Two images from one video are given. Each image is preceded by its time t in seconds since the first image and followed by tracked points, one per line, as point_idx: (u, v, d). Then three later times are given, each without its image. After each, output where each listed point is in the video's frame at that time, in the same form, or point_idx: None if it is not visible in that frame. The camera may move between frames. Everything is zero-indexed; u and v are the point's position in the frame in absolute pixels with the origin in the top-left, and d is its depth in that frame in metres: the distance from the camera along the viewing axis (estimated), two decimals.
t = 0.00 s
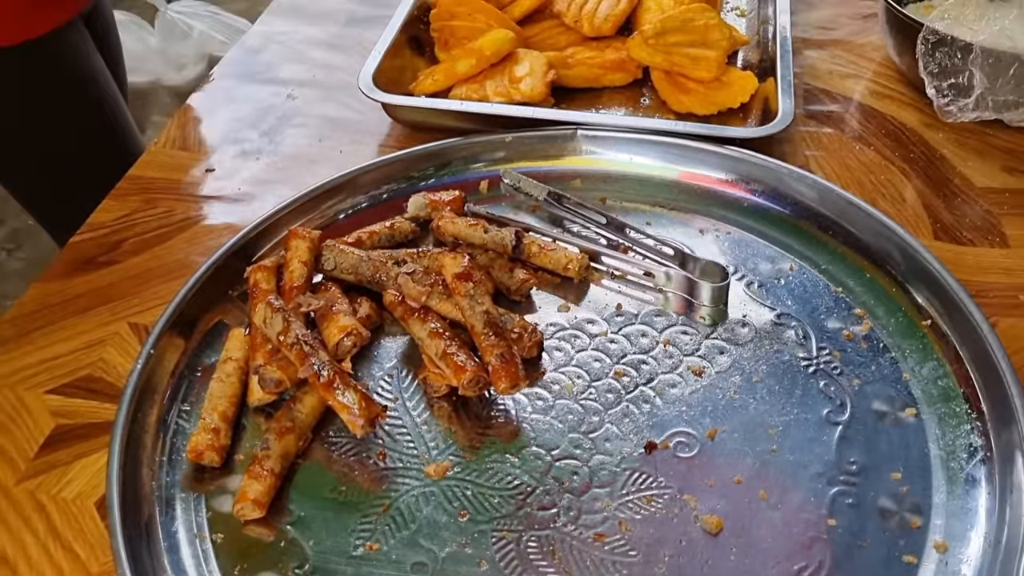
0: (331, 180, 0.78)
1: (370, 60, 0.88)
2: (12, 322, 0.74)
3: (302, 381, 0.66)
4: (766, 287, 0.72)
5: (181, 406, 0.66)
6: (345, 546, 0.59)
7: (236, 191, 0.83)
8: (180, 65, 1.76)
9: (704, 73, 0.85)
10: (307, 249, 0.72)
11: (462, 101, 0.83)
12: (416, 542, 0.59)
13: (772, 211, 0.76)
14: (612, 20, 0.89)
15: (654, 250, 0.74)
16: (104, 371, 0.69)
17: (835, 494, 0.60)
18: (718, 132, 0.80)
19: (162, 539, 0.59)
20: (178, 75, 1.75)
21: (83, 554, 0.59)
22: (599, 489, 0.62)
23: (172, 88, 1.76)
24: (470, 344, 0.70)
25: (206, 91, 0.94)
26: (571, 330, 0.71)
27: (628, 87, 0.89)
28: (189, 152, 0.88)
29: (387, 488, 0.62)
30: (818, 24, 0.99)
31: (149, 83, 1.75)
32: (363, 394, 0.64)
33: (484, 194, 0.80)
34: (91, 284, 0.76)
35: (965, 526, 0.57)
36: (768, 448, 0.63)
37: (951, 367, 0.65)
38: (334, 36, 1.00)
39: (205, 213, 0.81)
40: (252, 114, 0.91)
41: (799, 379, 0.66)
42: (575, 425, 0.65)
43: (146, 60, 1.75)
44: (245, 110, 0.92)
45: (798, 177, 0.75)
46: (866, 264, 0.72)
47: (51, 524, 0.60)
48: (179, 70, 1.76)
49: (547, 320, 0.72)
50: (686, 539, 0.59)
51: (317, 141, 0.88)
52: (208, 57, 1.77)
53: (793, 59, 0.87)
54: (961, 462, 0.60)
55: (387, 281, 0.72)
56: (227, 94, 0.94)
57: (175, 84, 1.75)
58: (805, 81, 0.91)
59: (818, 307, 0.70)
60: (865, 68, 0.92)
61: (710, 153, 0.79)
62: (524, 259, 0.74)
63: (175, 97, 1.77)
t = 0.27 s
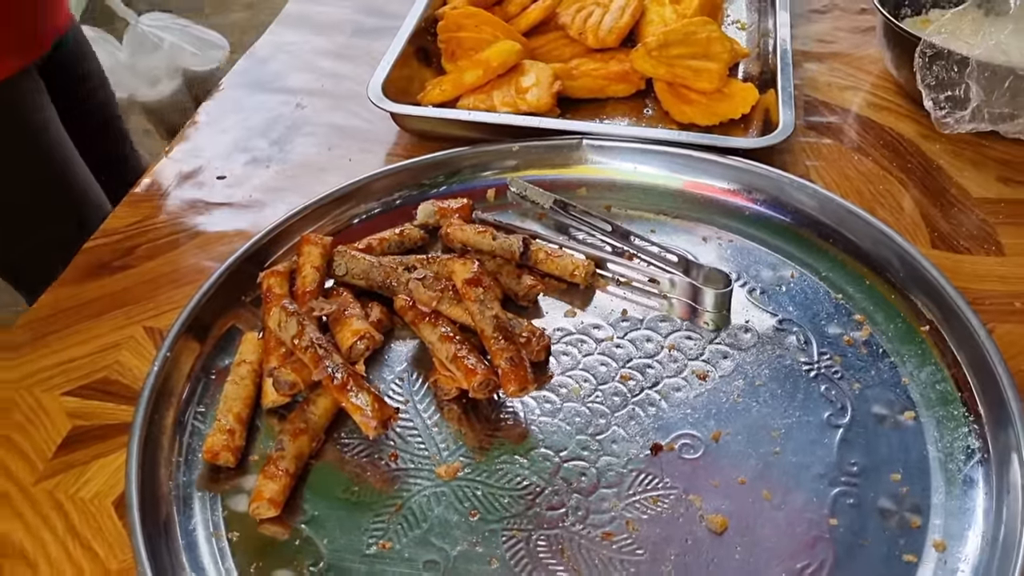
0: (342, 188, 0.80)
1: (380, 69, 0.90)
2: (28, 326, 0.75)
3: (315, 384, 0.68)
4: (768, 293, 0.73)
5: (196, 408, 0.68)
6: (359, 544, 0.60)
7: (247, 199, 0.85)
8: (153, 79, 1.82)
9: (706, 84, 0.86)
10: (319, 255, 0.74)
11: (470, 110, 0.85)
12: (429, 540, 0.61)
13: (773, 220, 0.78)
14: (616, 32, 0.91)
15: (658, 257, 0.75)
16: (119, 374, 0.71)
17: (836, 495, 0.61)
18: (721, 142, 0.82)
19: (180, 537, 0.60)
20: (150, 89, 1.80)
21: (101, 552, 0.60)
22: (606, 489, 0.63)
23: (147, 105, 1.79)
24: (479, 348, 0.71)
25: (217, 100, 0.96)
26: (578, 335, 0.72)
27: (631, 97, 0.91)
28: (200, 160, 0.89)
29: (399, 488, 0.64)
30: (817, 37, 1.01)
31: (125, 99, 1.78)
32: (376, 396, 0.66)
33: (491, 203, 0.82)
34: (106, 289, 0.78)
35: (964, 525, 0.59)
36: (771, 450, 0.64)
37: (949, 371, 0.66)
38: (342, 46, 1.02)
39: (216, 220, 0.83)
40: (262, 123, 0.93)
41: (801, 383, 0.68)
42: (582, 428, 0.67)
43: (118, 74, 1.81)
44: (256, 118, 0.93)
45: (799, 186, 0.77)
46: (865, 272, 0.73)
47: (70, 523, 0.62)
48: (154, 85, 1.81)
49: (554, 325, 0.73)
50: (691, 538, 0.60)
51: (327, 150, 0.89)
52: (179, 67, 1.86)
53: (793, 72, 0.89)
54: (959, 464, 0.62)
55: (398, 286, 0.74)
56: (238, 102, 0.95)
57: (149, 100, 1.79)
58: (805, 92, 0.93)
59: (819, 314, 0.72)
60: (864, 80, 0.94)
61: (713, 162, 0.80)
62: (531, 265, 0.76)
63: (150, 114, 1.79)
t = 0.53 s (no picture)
0: (307, 210, 0.80)
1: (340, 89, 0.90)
2: None
3: (289, 410, 0.67)
4: (732, 299, 0.74)
5: (169, 438, 0.68)
6: (338, 567, 0.60)
7: (213, 224, 0.84)
8: (74, 108, 1.71)
9: (664, 92, 0.87)
10: (287, 279, 0.74)
11: (432, 127, 0.86)
12: (407, 561, 0.61)
13: (735, 225, 0.79)
14: (573, 44, 0.92)
15: (623, 267, 0.76)
16: (90, 407, 0.70)
17: (806, 496, 0.63)
18: (681, 150, 0.83)
19: (158, 569, 0.60)
20: (72, 117, 1.70)
21: None
22: (581, 501, 0.64)
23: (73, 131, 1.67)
24: (450, 366, 0.72)
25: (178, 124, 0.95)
26: (547, 348, 0.73)
27: (591, 108, 0.92)
28: (163, 186, 0.89)
29: (376, 509, 0.64)
30: (771, 42, 1.02)
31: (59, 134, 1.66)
32: (350, 418, 0.66)
33: (456, 219, 0.82)
34: (73, 321, 0.77)
35: (931, 521, 0.60)
36: (741, 454, 0.65)
37: (911, 369, 0.68)
38: (302, 66, 1.02)
39: (183, 247, 0.82)
40: (224, 146, 0.93)
41: (768, 387, 0.69)
42: (555, 441, 0.67)
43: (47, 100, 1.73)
44: (218, 142, 0.93)
45: (759, 192, 0.78)
46: (826, 274, 0.75)
47: (45, 560, 0.61)
48: (76, 113, 1.71)
49: (523, 339, 0.74)
50: (667, 546, 0.61)
51: (290, 172, 0.89)
52: (100, 91, 1.76)
53: (749, 77, 0.90)
54: (925, 460, 0.63)
55: (367, 307, 0.74)
56: (199, 127, 0.95)
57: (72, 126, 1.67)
58: (761, 97, 0.95)
59: (783, 317, 0.73)
60: (819, 83, 0.96)
61: (674, 171, 0.81)
62: (498, 281, 0.76)
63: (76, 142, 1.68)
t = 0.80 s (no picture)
0: (192, 244, 0.78)
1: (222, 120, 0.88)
2: None
3: (178, 450, 0.65)
4: (619, 314, 0.76)
5: (53, 487, 0.65)
6: None
7: (93, 262, 0.82)
8: None
9: (547, 113, 0.89)
10: (173, 315, 0.72)
11: (317, 156, 0.85)
12: None
13: (619, 242, 0.81)
14: (455, 68, 0.93)
15: (512, 287, 0.78)
16: None
17: (696, 503, 0.64)
18: (564, 170, 0.85)
19: None
20: None
21: None
22: (479, 522, 0.64)
23: None
24: (344, 396, 0.71)
25: (53, 160, 0.92)
26: (440, 372, 0.73)
27: (476, 131, 0.93)
28: (39, 225, 0.85)
29: (272, 545, 0.63)
30: (649, 60, 1.06)
31: None
32: (242, 455, 0.64)
33: (345, 246, 0.82)
34: None
35: (812, 518, 0.63)
36: (633, 466, 0.67)
37: (789, 374, 0.71)
38: (182, 97, 1.00)
39: (62, 287, 0.79)
40: (103, 182, 0.90)
41: (657, 399, 0.71)
42: (451, 464, 0.68)
43: None
44: (96, 178, 0.90)
45: (640, 208, 0.81)
46: (707, 285, 0.77)
47: None
48: None
49: (416, 364, 0.74)
50: (564, 561, 0.62)
51: (173, 205, 0.87)
52: None
53: (628, 95, 0.93)
54: (805, 460, 0.66)
55: (257, 340, 0.72)
56: (76, 162, 0.92)
57: None
58: (642, 114, 0.97)
59: (668, 329, 0.75)
60: (696, 99, 0.99)
61: (558, 190, 0.83)
62: (388, 307, 0.76)
63: None
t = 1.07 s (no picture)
0: (110, 280, 0.77)
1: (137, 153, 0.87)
2: None
3: (100, 491, 0.65)
4: (543, 332, 0.78)
5: None
6: None
7: (9, 301, 0.80)
8: None
9: (466, 135, 0.90)
10: (91, 354, 0.71)
11: (237, 186, 0.85)
12: None
13: (541, 261, 0.83)
14: (375, 93, 0.94)
15: (436, 310, 0.78)
16: None
17: (621, 515, 0.65)
18: (485, 192, 0.86)
19: None
20: None
21: None
22: (409, 547, 0.64)
23: None
24: (270, 426, 0.71)
25: None
26: (366, 398, 0.73)
27: (397, 155, 0.93)
28: None
29: None
30: (567, 79, 1.08)
31: None
32: (165, 492, 0.63)
33: (268, 275, 0.82)
34: None
35: (734, 524, 0.64)
36: (559, 482, 0.68)
37: (708, 384, 0.72)
38: (99, 129, 0.99)
39: None
40: (18, 219, 0.88)
41: (581, 415, 0.72)
42: (380, 489, 0.68)
43: None
44: (11, 215, 0.88)
45: (559, 226, 0.82)
46: (627, 300, 0.79)
47: None
48: None
49: (342, 391, 0.74)
50: None
51: (91, 240, 0.86)
52: None
53: (546, 115, 0.95)
54: (726, 468, 0.67)
55: (179, 375, 0.72)
56: None
57: None
58: (561, 133, 0.99)
59: (591, 346, 0.76)
60: (615, 116, 1.01)
61: (479, 212, 0.84)
62: (313, 335, 0.76)
63: None
